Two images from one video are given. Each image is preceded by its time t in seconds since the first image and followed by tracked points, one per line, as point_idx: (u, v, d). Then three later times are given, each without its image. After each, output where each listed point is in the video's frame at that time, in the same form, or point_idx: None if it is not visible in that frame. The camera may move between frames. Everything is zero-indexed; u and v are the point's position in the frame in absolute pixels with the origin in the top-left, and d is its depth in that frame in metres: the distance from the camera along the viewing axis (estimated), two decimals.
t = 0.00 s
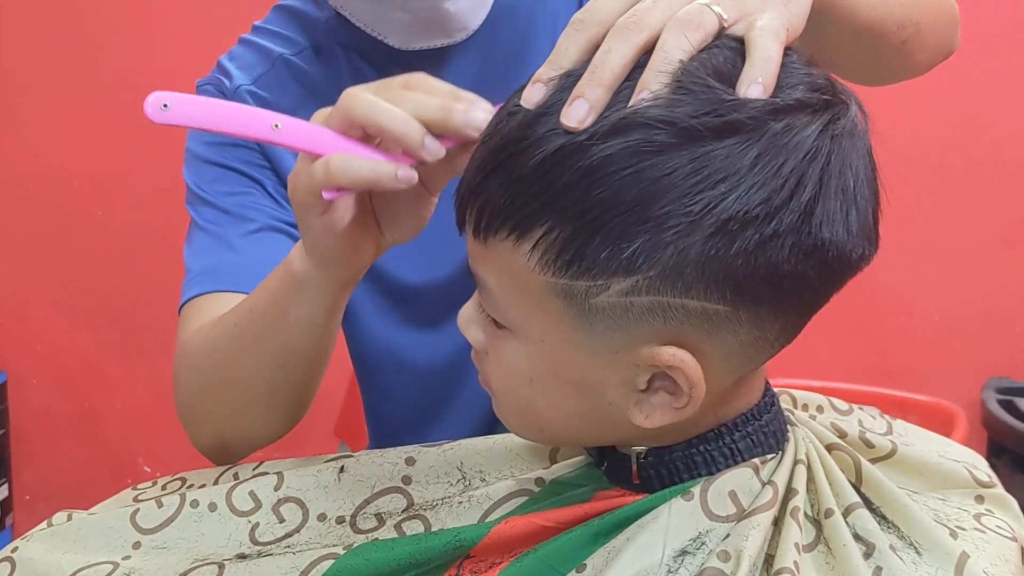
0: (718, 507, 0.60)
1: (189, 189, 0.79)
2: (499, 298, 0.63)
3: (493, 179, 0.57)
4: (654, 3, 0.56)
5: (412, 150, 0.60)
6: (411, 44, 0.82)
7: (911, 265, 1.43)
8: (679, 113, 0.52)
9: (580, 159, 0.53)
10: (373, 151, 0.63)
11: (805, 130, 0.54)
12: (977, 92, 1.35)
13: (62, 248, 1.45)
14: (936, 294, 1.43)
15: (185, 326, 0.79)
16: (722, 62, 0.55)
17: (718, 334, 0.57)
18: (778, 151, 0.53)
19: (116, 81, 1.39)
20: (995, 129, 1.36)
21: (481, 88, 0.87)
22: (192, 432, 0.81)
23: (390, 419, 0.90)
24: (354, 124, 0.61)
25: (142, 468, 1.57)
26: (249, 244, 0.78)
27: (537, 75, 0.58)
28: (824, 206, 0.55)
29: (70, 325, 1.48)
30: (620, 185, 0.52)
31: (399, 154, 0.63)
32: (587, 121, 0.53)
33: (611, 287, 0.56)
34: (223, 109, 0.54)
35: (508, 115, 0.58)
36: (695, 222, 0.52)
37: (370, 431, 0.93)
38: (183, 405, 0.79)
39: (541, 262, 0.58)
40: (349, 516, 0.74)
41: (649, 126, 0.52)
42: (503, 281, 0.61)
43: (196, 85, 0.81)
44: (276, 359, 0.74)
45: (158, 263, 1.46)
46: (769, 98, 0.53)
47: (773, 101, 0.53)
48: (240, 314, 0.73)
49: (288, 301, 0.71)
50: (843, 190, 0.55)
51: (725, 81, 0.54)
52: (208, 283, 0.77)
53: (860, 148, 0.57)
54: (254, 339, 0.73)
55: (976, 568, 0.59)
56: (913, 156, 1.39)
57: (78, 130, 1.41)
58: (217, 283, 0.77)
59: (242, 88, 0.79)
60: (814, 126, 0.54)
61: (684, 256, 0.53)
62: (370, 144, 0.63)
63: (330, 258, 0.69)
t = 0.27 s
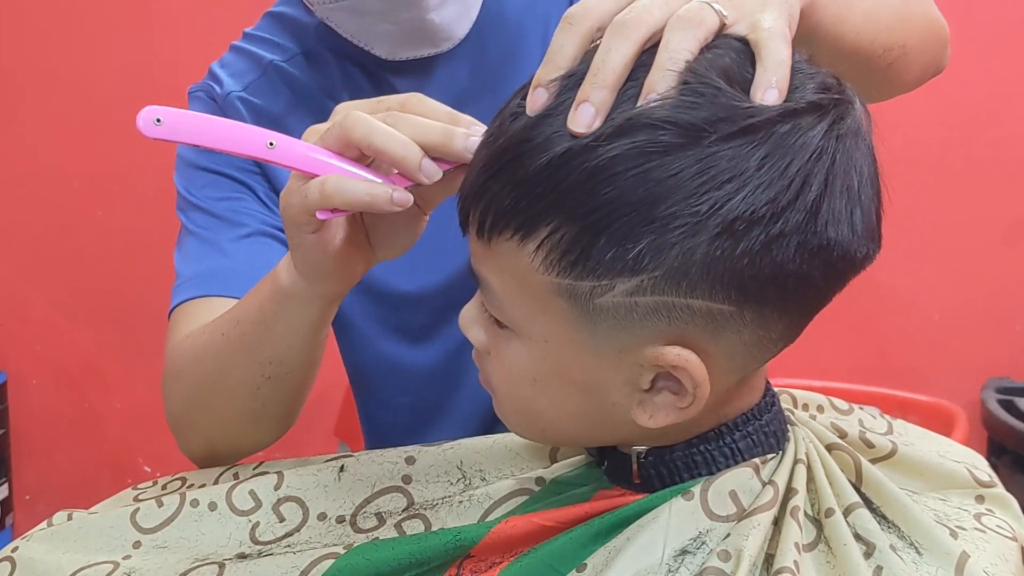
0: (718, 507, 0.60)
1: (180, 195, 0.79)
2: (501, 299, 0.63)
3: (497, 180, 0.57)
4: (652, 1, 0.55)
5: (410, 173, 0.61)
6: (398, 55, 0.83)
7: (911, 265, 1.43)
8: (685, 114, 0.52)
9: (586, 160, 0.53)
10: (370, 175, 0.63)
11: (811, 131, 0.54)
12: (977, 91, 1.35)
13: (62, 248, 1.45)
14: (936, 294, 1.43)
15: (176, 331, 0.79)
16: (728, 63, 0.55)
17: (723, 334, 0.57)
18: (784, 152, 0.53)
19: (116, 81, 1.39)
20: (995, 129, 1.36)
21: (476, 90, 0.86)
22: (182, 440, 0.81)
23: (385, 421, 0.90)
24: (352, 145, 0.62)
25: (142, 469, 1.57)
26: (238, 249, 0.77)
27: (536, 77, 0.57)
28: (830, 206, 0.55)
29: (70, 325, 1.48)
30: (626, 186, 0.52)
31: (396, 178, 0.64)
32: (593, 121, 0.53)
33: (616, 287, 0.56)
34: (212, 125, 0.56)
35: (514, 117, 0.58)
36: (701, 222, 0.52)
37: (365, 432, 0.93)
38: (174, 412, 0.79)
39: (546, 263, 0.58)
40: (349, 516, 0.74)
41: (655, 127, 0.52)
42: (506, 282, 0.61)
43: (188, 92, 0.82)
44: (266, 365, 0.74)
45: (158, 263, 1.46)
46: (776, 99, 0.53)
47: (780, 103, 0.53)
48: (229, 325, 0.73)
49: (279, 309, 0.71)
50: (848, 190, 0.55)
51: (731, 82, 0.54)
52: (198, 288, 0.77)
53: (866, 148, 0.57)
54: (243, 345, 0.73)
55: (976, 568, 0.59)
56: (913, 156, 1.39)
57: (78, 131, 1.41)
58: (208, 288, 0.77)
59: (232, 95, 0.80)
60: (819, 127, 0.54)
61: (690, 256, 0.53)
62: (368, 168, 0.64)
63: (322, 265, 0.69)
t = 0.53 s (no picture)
0: (718, 508, 0.60)
1: (173, 200, 0.79)
2: (499, 302, 0.63)
3: (493, 184, 0.57)
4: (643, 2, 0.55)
5: (404, 180, 0.61)
6: (388, 61, 0.82)
7: (911, 265, 1.43)
8: (680, 118, 0.52)
9: (581, 163, 0.53)
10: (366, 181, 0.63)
11: (806, 132, 0.54)
12: (976, 91, 1.35)
13: (62, 248, 1.45)
14: (936, 294, 1.43)
15: (171, 336, 0.79)
16: (723, 65, 0.55)
17: (720, 336, 0.57)
18: (779, 154, 0.53)
19: (115, 81, 1.39)
20: (994, 129, 1.36)
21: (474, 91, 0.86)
22: (175, 446, 0.81)
23: (380, 420, 0.90)
24: (346, 151, 0.62)
25: (142, 469, 1.57)
26: (231, 255, 0.77)
27: (531, 81, 0.58)
28: (826, 207, 0.55)
29: (70, 326, 1.48)
30: (621, 189, 0.52)
31: (391, 185, 0.64)
32: (588, 126, 0.53)
33: (612, 291, 0.56)
34: (210, 131, 0.56)
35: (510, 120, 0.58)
36: (697, 225, 0.52)
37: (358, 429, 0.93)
38: (168, 418, 0.79)
39: (542, 266, 0.58)
40: (349, 517, 0.74)
41: (650, 130, 0.52)
42: (504, 285, 0.61)
43: (180, 97, 0.83)
44: (261, 371, 0.74)
45: (158, 263, 1.46)
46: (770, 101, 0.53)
47: (775, 105, 0.53)
48: (223, 330, 0.73)
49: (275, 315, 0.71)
50: (845, 191, 0.55)
51: (726, 84, 0.54)
52: (192, 294, 0.78)
53: (862, 148, 0.57)
54: (237, 350, 0.73)
55: (976, 569, 0.59)
56: (912, 156, 1.39)
57: (77, 131, 1.41)
58: (201, 293, 0.77)
59: (224, 100, 0.80)
60: (815, 128, 0.54)
61: (686, 259, 0.53)
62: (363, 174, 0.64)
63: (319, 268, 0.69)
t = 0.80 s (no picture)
0: (717, 508, 0.60)
1: (168, 203, 0.79)
2: (497, 303, 0.62)
3: (490, 185, 0.57)
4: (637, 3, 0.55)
5: (404, 181, 0.61)
6: (382, 64, 0.83)
7: (911, 264, 1.43)
8: (675, 118, 0.52)
9: (576, 165, 0.53)
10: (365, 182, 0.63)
11: (801, 131, 0.54)
12: (976, 91, 1.35)
13: (62, 248, 1.45)
14: (936, 294, 1.43)
15: (168, 338, 0.79)
16: (717, 64, 0.55)
17: (718, 336, 0.57)
18: (774, 153, 0.53)
19: (115, 81, 1.39)
20: (993, 129, 1.36)
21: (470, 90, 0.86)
22: (171, 448, 0.81)
23: (379, 418, 0.90)
24: (347, 151, 0.62)
25: (142, 468, 1.57)
26: (226, 256, 0.77)
27: (525, 82, 0.58)
28: (822, 206, 0.54)
29: (70, 325, 1.48)
30: (617, 190, 0.52)
31: (389, 186, 0.64)
32: (582, 127, 0.53)
33: (609, 291, 0.56)
34: (211, 127, 0.56)
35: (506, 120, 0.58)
36: (693, 225, 0.52)
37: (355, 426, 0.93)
38: (164, 421, 0.79)
39: (539, 267, 0.58)
40: (349, 517, 0.74)
41: (645, 131, 0.52)
42: (501, 287, 0.61)
43: (174, 99, 0.82)
44: (259, 371, 0.74)
45: (158, 263, 1.46)
46: (764, 100, 0.53)
47: (768, 104, 0.53)
48: (222, 331, 0.73)
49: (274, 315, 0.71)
50: (840, 189, 0.55)
51: (720, 84, 0.54)
52: (188, 296, 0.77)
53: (857, 147, 0.57)
54: (236, 350, 0.73)
55: (976, 569, 0.59)
56: (911, 156, 1.39)
57: (77, 131, 1.41)
58: (197, 295, 0.77)
59: (219, 102, 0.80)
60: (810, 127, 0.54)
61: (682, 260, 0.53)
62: (362, 174, 0.64)
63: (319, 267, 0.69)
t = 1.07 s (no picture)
0: (717, 507, 0.60)
1: (167, 205, 0.79)
2: (499, 302, 0.62)
3: (493, 183, 0.57)
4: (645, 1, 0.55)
5: (395, 198, 0.61)
6: (377, 66, 0.83)
7: (911, 264, 1.43)
8: (680, 117, 0.52)
9: (580, 163, 0.53)
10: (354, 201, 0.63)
11: (806, 132, 0.54)
12: (975, 91, 1.35)
13: (62, 248, 1.45)
14: (936, 294, 1.43)
15: (165, 341, 0.79)
16: (723, 64, 0.55)
17: (719, 336, 0.57)
18: (779, 154, 0.53)
19: (115, 81, 1.39)
20: (993, 129, 1.36)
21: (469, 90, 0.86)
22: (167, 451, 0.81)
23: (380, 418, 0.90)
24: (336, 174, 0.61)
25: (142, 469, 1.56)
26: (223, 259, 0.77)
27: (532, 80, 0.58)
28: (825, 208, 0.55)
29: (70, 326, 1.48)
30: (621, 189, 0.52)
31: (381, 203, 0.64)
32: (588, 125, 0.53)
33: (611, 290, 0.56)
34: (197, 162, 0.55)
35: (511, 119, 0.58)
36: (696, 224, 0.52)
37: (355, 426, 0.93)
38: (161, 424, 0.79)
39: (541, 265, 0.57)
40: (348, 516, 0.74)
41: (650, 130, 0.52)
42: (503, 285, 0.61)
43: (172, 102, 0.81)
44: (251, 387, 0.74)
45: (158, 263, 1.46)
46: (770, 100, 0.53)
47: (774, 105, 0.53)
48: (214, 342, 0.73)
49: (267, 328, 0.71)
50: (843, 191, 0.55)
51: (726, 84, 0.54)
52: (185, 299, 0.77)
53: (861, 150, 0.57)
54: (228, 361, 0.73)
55: (976, 568, 0.59)
56: (911, 157, 1.39)
57: (77, 132, 1.41)
58: (194, 297, 0.77)
59: (216, 104, 0.79)
60: (815, 128, 0.54)
61: (685, 259, 0.53)
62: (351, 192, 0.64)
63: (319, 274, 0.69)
